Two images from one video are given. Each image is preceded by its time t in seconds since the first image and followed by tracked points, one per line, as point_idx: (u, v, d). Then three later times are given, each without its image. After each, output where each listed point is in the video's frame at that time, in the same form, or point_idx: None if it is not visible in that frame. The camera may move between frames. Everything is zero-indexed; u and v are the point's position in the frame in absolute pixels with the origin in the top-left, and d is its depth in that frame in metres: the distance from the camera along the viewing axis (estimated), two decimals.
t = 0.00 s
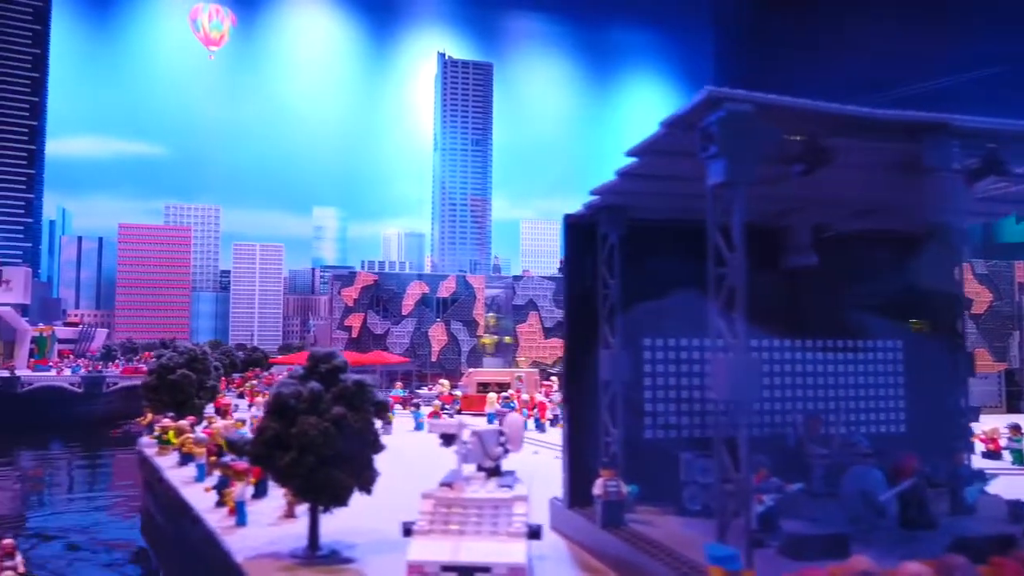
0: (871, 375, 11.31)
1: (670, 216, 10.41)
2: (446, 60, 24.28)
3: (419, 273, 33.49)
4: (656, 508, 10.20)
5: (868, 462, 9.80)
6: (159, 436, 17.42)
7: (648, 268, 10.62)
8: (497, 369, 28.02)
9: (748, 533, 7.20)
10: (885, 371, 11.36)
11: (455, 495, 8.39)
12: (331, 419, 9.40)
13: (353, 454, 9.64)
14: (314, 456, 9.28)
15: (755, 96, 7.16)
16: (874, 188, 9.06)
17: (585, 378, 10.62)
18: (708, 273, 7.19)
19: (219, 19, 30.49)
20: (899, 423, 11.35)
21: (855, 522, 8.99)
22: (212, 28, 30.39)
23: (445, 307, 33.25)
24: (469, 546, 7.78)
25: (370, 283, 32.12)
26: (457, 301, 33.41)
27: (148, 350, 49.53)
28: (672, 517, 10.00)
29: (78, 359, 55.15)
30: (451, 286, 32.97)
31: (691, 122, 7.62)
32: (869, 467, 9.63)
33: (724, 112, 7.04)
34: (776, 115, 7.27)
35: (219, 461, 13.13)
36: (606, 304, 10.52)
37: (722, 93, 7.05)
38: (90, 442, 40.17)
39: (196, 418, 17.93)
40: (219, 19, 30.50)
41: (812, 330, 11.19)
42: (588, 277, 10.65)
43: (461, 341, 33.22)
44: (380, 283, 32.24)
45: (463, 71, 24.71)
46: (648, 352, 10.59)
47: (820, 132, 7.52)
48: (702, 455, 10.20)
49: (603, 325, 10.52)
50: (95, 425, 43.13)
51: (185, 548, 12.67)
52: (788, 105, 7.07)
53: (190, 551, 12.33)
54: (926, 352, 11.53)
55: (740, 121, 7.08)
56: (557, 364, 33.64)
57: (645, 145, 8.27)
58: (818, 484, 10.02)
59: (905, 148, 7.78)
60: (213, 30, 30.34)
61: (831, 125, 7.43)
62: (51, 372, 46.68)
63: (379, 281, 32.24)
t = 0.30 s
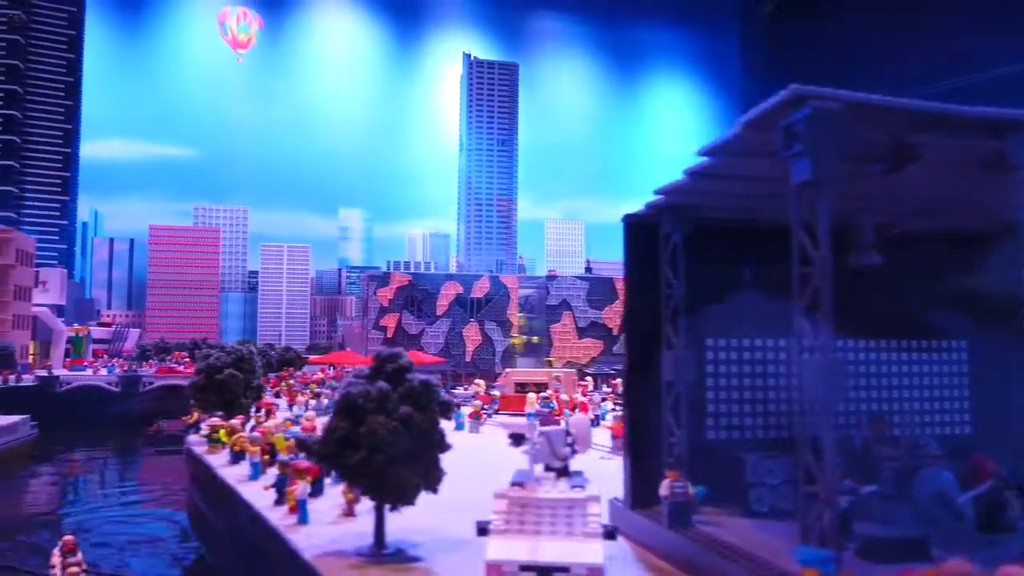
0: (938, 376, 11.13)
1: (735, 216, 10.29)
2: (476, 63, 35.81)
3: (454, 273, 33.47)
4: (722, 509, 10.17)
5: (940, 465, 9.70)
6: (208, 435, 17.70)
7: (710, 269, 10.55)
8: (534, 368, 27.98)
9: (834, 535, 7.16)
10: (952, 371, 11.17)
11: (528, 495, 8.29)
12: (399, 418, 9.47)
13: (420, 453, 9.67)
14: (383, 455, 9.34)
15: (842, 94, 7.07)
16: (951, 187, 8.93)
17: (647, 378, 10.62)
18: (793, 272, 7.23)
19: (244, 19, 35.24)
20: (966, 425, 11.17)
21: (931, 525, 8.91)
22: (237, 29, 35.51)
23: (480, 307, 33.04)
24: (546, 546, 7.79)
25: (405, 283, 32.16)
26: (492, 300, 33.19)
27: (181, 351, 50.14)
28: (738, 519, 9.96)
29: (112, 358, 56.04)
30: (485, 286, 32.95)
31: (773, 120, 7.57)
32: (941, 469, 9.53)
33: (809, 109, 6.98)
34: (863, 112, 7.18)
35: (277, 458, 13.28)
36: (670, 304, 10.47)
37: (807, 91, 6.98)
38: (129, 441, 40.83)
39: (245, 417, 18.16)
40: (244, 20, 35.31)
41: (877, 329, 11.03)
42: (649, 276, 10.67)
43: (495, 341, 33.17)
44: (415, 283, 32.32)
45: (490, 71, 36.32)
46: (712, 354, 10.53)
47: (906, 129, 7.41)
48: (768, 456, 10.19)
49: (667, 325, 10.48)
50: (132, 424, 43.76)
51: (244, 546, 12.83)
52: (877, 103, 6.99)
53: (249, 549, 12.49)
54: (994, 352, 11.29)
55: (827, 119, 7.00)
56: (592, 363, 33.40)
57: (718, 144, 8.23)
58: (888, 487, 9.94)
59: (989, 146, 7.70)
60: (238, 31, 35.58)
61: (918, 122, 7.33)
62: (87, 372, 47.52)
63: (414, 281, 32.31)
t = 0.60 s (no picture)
0: (997, 370, 11.00)
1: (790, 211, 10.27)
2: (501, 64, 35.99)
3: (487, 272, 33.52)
4: (779, 504, 10.17)
5: (1002, 460, 9.65)
6: (255, 431, 18.03)
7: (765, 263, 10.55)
8: (569, 367, 27.96)
9: (907, 527, 7.15)
10: (1011, 365, 11.04)
11: (591, 487, 8.31)
12: (458, 411, 9.58)
13: (478, 446, 9.75)
14: (444, 448, 9.44)
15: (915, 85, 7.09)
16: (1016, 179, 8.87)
17: (701, 373, 10.62)
18: (864, 264, 7.21)
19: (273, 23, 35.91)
20: None
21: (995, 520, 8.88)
22: (267, 33, 36.28)
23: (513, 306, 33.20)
24: (613, 538, 7.84)
25: (438, 282, 32.32)
26: (524, 299, 33.28)
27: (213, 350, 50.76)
28: (796, 513, 9.95)
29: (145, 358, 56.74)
30: (518, 285, 32.92)
31: (841, 110, 7.60)
32: (1004, 465, 9.48)
33: (884, 99, 7.01)
34: (936, 103, 7.18)
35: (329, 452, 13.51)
36: (725, 298, 10.44)
37: (882, 81, 6.99)
38: (165, 439, 41.58)
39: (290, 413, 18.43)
40: (273, 23, 35.96)
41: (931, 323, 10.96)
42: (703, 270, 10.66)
43: (528, 340, 33.32)
44: (448, 281, 32.41)
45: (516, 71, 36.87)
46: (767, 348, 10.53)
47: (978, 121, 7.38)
48: (825, 451, 10.17)
49: (722, 320, 10.46)
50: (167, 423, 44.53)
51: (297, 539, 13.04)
52: (952, 94, 6.98)
53: (303, 542, 12.69)
54: None
55: (900, 109, 7.01)
56: (624, 362, 33.65)
57: (782, 135, 8.24)
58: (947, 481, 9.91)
59: None
60: (268, 35, 36.36)
61: (993, 113, 7.32)
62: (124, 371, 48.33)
63: (447, 279, 32.40)
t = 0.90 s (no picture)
0: None
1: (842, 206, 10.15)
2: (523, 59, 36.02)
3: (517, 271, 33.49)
4: (831, 504, 10.01)
5: None
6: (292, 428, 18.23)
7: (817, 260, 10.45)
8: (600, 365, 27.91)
9: (977, 527, 6.97)
10: None
11: (646, 484, 8.29)
12: (509, 409, 9.54)
13: (528, 446, 9.68)
14: (495, 445, 9.41)
15: (981, 74, 6.95)
16: None
17: (750, 371, 10.49)
18: (930, 258, 7.06)
19: (297, 24, 35.87)
20: None
21: None
22: (292, 34, 36.15)
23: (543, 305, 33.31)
24: (670, 535, 7.76)
25: (468, 281, 32.45)
26: (553, 298, 33.36)
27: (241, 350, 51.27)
28: (850, 513, 9.78)
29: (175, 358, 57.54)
30: (547, 284, 33.03)
31: (902, 100, 7.46)
32: None
33: (946, 91, 6.85)
34: (1003, 94, 7.02)
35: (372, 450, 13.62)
36: (776, 295, 10.35)
37: (949, 72, 6.89)
38: (196, 437, 42.24)
39: (329, 412, 18.60)
40: (298, 25, 35.93)
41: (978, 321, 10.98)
42: (752, 267, 10.54)
43: (558, 339, 33.26)
44: (477, 281, 32.55)
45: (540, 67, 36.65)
46: (815, 345, 10.50)
47: None
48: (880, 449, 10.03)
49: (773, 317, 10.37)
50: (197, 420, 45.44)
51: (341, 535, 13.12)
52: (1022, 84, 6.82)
53: (348, 539, 12.77)
54: None
55: (967, 97, 6.87)
56: (654, 361, 33.56)
57: (840, 129, 8.13)
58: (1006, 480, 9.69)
59: None
60: (292, 37, 36.24)
61: None
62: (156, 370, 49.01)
63: (477, 278, 32.54)
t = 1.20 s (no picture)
0: None
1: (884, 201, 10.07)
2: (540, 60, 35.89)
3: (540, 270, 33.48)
4: (870, 500, 10.00)
5: None
6: (323, 425, 18.51)
7: (857, 255, 10.44)
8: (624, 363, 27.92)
9: None
10: None
11: (689, 479, 8.36)
12: (548, 403, 9.62)
13: (567, 442, 9.77)
14: (535, 439, 9.50)
15: None
16: None
17: (789, 367, 10.49)
18: (979, 253, 7.06)
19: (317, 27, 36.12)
20: None
21: None
22: (312, 37, 36.38)
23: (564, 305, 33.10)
24: (715, 529, 7.81)
25: (490, 280, 32.56)
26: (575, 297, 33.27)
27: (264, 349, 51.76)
28: (891, 509, 9.77)
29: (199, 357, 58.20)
30: (570, 282, 33.00)
31: (949, 94, 7.46)
32: None
33: (999, 84, 6.85)
34: None
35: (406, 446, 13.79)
36: (814, 291, 10.35)
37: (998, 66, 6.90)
38: (222, 435, 42.84)
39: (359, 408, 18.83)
40: (318, 28, 36.18)
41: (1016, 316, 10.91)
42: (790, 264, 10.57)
43: (580, 337, 33.11)
44: (500, 280, 32.63)
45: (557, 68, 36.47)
46: (852, 341, 10.49)
47: None
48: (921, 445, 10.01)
49: (811, 313, 10.37)
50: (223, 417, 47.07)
51: (378, 529, 13.35)
52: None
53: (385, 532, 12.98)
54: None
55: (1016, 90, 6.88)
56: (676, 359, 33.41)
57: (883, 123, 8.15)
58: None
59: None
60: (312, 40, 36.47)
61: None
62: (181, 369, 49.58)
63: (500, 277, 32.64)
